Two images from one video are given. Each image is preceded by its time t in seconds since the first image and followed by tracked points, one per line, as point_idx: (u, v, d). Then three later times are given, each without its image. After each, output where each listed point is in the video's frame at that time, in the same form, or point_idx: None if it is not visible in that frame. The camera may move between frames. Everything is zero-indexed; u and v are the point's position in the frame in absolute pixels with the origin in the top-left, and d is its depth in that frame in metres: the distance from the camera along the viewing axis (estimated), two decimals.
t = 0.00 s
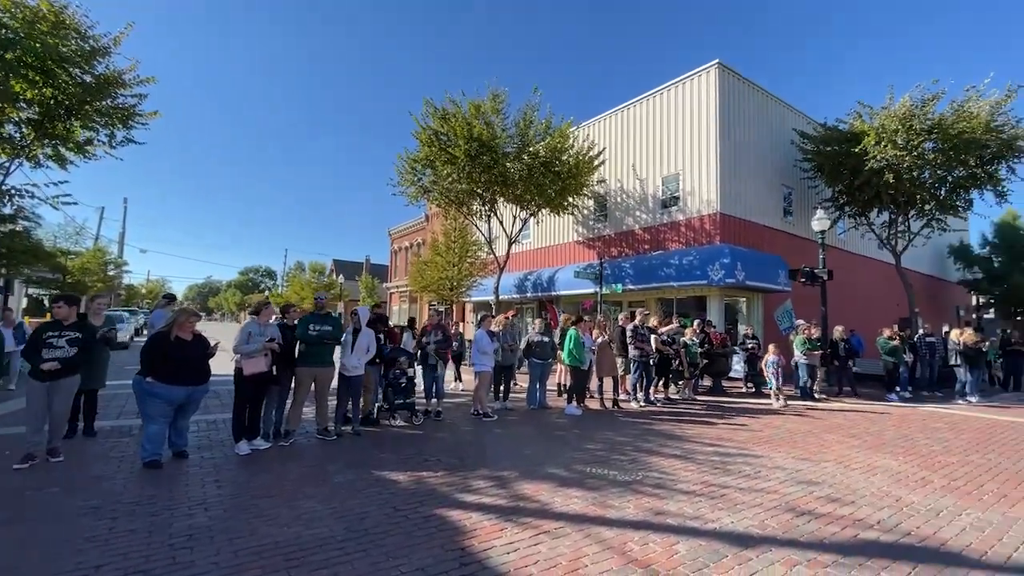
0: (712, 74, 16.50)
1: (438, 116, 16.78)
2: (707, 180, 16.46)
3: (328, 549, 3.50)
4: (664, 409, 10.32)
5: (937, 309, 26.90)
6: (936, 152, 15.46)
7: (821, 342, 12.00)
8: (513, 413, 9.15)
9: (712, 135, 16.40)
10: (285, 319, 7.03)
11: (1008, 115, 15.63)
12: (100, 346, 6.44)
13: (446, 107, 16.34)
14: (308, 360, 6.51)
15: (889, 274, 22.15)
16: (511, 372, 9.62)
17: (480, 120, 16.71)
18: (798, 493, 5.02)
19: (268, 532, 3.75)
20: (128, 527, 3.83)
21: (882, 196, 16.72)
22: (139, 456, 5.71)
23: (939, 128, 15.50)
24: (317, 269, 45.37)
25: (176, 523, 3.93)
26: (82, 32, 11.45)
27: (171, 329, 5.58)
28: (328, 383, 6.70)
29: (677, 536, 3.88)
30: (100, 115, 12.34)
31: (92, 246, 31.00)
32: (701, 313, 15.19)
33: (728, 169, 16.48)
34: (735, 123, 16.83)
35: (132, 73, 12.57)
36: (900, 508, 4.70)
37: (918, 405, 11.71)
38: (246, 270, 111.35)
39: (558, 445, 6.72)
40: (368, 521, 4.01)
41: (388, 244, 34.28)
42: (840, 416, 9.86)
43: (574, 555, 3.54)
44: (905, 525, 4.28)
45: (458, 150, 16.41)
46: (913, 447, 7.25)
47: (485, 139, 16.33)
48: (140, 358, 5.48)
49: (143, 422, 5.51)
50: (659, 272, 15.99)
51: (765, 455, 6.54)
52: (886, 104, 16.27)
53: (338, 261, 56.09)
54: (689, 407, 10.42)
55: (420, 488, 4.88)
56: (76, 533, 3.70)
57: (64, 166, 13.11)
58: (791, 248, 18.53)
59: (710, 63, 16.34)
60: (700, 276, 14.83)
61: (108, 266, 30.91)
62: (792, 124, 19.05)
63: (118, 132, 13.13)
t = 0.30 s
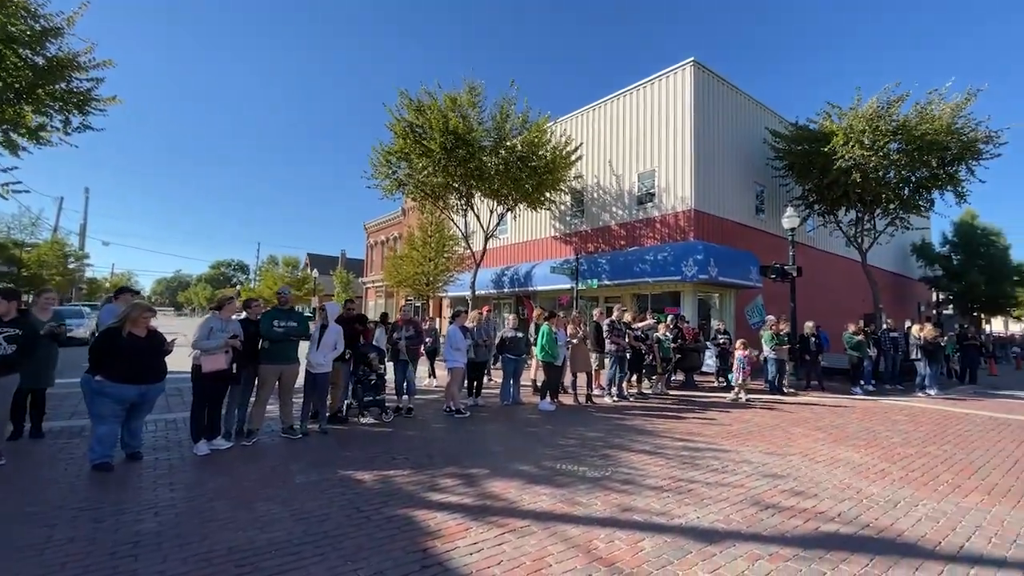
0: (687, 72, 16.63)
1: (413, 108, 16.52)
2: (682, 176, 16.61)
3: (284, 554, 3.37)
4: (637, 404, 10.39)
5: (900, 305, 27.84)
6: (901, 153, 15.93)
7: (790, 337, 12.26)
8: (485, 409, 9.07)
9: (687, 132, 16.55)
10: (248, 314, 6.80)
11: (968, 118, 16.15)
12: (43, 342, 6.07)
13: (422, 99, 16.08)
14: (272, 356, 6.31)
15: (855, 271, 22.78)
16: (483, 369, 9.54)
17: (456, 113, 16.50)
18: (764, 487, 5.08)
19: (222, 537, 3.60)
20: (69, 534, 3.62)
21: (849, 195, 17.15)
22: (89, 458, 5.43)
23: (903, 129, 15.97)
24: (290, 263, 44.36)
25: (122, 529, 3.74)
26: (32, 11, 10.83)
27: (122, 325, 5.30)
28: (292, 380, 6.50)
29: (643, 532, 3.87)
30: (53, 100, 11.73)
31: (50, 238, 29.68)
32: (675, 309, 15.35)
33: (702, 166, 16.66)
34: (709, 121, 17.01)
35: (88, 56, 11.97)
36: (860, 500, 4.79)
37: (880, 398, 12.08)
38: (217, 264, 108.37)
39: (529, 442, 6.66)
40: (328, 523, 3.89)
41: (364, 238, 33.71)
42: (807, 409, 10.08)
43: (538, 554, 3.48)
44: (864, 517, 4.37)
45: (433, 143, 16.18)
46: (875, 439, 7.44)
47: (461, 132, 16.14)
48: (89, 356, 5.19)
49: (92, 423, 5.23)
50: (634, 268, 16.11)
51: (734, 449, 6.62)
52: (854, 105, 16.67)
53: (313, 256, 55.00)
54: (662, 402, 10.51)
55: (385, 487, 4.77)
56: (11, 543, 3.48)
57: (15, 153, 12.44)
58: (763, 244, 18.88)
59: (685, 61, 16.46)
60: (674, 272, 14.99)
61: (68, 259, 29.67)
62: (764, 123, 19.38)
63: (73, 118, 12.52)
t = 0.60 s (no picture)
0: (667, 68, 16.70)
1: (392, 100, 16.25)
2: (662, 173, 16.70)
3: (245, 556, 3.23)
4: (615, 398, 10.41)
5: (871, 301, 28.58)
6: (873, 152, 16.29)
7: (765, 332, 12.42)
8: (463, 405, 8.97)
9: (667, 129, 16.63)
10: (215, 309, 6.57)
11: (938, 119, 16.59)
12: None
13: (401, 91, 15.82)
14: (241, 351, 6.11)
15: (828, 268, 23.27)
16: (462, 364, 9.40)
17: (436, 106, 16.29)
18: (738, 480, 5.10)
19: (180, 540, 3.43)
20: (14, 539, 3.42)
21: (824, 193, 17.47)
22: (42, 459, 5.16)
23: (876, 129, 16.33)
24: (267, 257, 43.46)
25: (73, 533, 3.54)
26: None
27: (78, 320, 5.04)
28: (262, 376, 6.30)
29: (617, 528, 3.83)
30: (10, 84, 11.19)
31: (12, 229, 28.49)
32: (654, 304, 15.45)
33: (681, 163, 16.77)
34: (689, 117, 17.11)
35: (48, 38, 11.44)
36: (831, 492, 4.84)
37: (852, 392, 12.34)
38: (192, 259, 105.69)
39: (506, 437, 6.59)
40: (294, 523, 3.75)
41: (343, 232, 33.16)
42: (782, 403, 10.23)
43: (511, 552, 3.41)
44: (835, 508, 4.41)
45: (413, 136, 15.94)
46: (846, 432, 7.59)
47: (441, 125, 15.92)
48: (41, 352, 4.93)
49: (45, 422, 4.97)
50: (615, 264, 16.16)
51: (709, 442, 6.66)
52: (830, 104, 16.96)
53: (291, 250, 53.97)
54: (640, 397, 10.56)
55: (356, 486, 4.65)
56: None
57: None
58: (740, 241, 19.15)
59: (666, 57, 16.52)
60: (653, 267, 15.07)
61: (31, 251, 28.53)
62: (743, 121, 19.60)
63: (33, 104, 11.97)
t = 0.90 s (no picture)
0: (653, 66, 16.71)
1: (375, 93, 15.98)
2: (647, 170, 16.71)
3: (211, 563, 3.07)
4: (600, 396, 10.37)
5: (850, 299, 29.07)
6: (855, 152, 16.52)
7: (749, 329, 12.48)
8: (446, 403, 8.83)
9: (653, 126, 16.63)
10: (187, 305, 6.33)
11: (917, 120, 16.87)
12: None
13: (384, 84, 15.56)
14: (214, 348, 5.91)
15: (810, 266, 23.58)
16: (446, 362, 9.23)
17: (421, 100, 16.05)
18: (721, 477, 5.06)
19: (141, 548, 3.25)
20: None
21: (806, 192, 17.67)
22: None
23: (857, 128, 16.55)
24: (248, 253, 42.63)
25: (26, 541, 3.34)
26: None
27: (38, 316, 4.80)
28: (237, 374, 6.08)
29: (600, 528, 3.76)
30: None
31: None
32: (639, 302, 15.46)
33: (667, 161, 16.80)
34: (674, 115, 17.14)
35: (14, 23, 10.96)
36: (814, 488, 4.84)
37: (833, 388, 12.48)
38: (171, 254, 103.45)
39: (489, 436, 6.49)
40: (266, 527, 3.60)
41: (326, 228, 32.65)
42: (765, 400, 10.29)
43: (491, 555, 3.31)
44: (818, 505, 4.39)
45: (396, 130, 15.69)
46: (827, 428, 7.63)
47: (425, 119, 15.68)
48: None
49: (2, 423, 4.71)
50: (600, 261, 16.14)
51: (693, 439, 6.63)
52: (813, 103, 17.13)
53: (273, 247, 53.06)
54: (625, 394, 10.53)
55: (333, 487, 4.50)
56: None
57: None
58: (724, 239, 19.28)
59: (651, 54, 16.52)
60: (638, 265, 15.09)
61: None
62: (727, 119, 19.71)
63: None
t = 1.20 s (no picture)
0: (643, 63, 16.67)
1: (362, 87, 15.71)
2: (637, 168, 16.66)
3: (183, 572, 2.89)
4: (589, 394, 10.28)
5: (835, 298, 29.39)
6: (842, 151, 16.65)
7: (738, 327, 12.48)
8: (434, 402, 8.67)
9: (643, 124, 16.59)
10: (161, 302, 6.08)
11: (902, 120, 17.05)
12: None
13: (372, 78, 15.29)
14: (192, 345, 5.69)
15: (796, 265, 23.75)
16: (434, 360, 9.05)
17: (409, 95, 15.82)
18: (715, 476, 4.98)
19: (108, 556, 3.06)
20: None
21: (794, 191, 17.76)
22: None
23: (845, 128, 16.67)
24: (232, 250, 41.92)
25: None
26: None
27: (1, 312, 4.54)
28: (217, 372, 5.87)
29: (593, 530, 3.64)
30: None
31: None
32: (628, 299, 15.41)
33: (656, 159, 16.78)
34: (664, 113, 17.13)
35: None
36: (808, 487, 4.77)
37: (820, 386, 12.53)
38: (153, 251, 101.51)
39: (477, 435, 6.34)
40: (244, 533, 3.42)
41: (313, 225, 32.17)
42: (754, 398, 10.28)
43: (481, 559, 3.17)
44: (813, 504, 4.33)
45: (384, 125, 15.44)
46: (817, 426, 7.62)
47: (413, 114, 15.44)
48: None
49: None
50: (589, 259, 16.08)
51: (685, 438, 6.56)
52: (801, 103, 17.22)
53: (258, 244, 52.27)
54: (614, 392, 10.45)
55: (316, 489, 4.32)
56: None
57: None
58: (712, 238, 19.32)
59: (642, 52, 16.48)
60: (627, 263, 15.05)
61: None
62: (716, 118, 19.76)
63: None
